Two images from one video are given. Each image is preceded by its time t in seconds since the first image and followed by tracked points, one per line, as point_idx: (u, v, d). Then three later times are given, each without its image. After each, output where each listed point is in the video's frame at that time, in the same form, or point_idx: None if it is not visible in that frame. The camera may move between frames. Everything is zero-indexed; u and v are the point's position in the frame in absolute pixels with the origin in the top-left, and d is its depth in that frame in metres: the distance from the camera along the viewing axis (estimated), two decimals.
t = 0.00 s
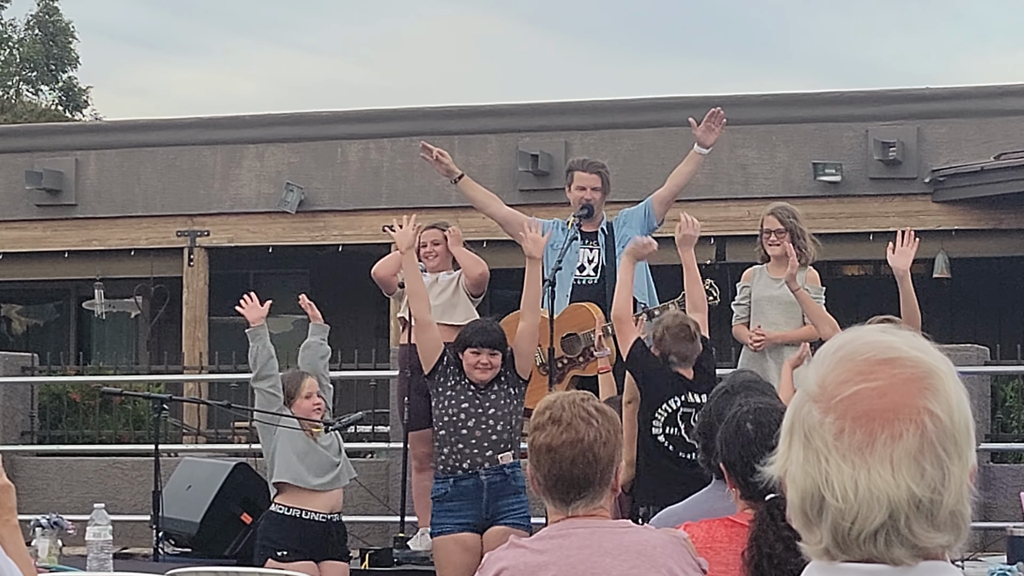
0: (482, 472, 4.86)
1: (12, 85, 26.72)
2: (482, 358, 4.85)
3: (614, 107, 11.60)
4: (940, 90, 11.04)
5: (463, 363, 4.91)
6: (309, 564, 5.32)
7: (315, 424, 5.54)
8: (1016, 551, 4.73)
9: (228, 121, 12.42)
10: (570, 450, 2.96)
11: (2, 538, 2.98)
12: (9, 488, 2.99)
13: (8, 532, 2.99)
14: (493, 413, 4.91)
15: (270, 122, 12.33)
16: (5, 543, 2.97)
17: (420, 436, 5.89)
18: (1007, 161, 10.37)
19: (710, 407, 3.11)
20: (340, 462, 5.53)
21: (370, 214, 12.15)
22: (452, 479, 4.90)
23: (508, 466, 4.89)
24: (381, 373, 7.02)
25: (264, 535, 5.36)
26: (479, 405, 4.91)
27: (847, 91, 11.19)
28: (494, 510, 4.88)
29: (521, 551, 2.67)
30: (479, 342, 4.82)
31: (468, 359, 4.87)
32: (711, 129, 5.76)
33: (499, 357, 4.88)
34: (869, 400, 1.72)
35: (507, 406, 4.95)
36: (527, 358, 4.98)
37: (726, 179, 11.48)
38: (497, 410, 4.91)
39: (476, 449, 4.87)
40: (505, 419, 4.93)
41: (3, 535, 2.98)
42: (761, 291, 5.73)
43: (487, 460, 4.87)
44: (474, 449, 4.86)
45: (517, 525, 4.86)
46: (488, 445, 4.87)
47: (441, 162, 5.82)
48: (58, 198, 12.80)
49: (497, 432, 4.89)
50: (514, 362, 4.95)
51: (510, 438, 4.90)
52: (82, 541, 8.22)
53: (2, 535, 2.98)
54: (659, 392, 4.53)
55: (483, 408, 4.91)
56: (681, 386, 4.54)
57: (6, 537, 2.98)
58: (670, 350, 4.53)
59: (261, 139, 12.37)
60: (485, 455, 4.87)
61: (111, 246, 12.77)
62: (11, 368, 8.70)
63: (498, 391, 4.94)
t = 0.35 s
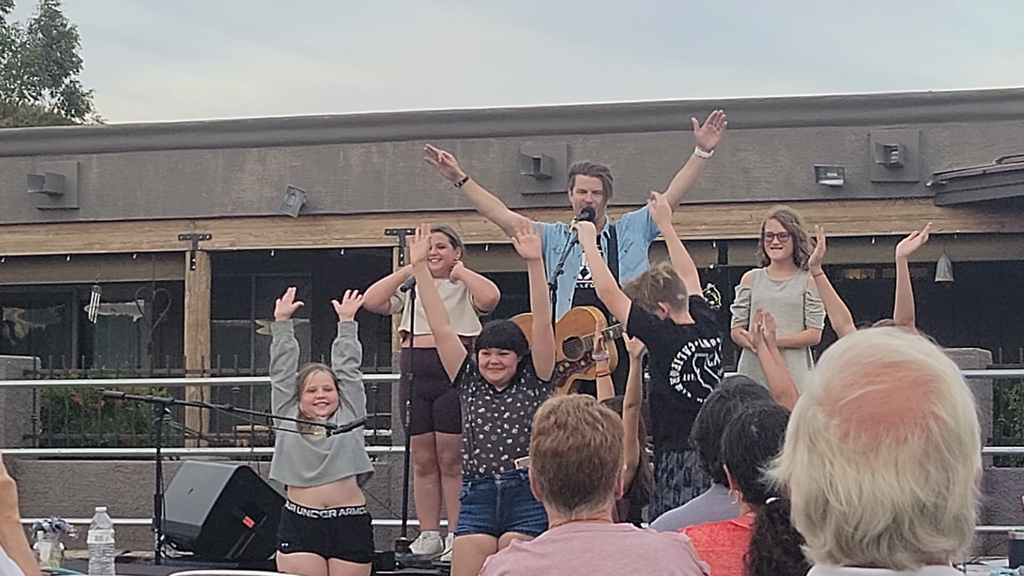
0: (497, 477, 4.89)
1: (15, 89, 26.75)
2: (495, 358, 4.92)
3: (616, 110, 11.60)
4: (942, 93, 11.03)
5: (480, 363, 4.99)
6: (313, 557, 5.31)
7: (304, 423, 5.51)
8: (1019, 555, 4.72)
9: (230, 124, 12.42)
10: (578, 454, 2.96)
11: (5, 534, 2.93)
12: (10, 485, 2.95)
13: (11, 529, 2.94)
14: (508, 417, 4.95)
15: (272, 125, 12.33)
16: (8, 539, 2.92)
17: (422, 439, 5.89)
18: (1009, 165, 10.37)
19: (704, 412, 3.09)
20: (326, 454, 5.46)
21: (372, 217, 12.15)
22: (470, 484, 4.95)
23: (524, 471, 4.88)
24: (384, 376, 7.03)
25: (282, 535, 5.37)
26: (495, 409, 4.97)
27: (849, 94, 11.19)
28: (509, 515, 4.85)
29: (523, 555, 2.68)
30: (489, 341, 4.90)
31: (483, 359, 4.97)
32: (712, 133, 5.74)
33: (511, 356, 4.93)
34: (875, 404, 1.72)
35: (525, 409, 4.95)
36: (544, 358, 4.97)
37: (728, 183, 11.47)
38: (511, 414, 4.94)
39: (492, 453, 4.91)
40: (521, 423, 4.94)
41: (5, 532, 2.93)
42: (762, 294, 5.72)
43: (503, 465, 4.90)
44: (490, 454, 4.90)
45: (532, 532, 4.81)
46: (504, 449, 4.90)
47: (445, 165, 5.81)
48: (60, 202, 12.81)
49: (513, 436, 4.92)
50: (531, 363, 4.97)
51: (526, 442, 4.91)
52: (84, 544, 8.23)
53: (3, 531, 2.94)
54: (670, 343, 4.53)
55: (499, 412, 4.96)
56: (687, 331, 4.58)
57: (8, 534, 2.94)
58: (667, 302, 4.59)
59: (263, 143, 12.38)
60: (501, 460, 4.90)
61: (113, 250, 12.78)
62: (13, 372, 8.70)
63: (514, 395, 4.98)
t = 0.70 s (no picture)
0: (486, 478, 4.89)
1: (18, 94, 26.79)
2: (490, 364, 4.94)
3: (618, 115, 11.61)
4: (945, 99, 11.04)
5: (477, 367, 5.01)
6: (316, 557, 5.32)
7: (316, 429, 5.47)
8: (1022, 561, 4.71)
9: (233, 129, 12.43)
10: (580, 459, 2.96)
11: (8, 532, 2.98)
12: (14, 483, 2.96)
13: (14, 527, 2.98)
14: (501, 420, 4.96)
15: (275, 130, 12.34)
16: (12, 537, 2.96)
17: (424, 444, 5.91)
18: (1012, 170, 10.36)
19: (710, 416, 3.09)
20: (336, 463, 5.46)
21: (375, 222, 12.17)
22: (464, 483, 4.98)
23: (513, 474, 4.86)
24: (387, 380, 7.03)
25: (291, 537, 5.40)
26: (489, 412, 4.99)
27: (852, 100, 11.19)
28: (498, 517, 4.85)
29: (526, 560, 2.68)
30: (483, 347, 4.91)
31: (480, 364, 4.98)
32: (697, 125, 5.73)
33: (505, 362, 4.93)
34: (878, 410, 1.72)
35: (519, 413, 4.96)
36: (542, 364, 5.00)
37: (731, 188, 11.47)
38: (504, 417, 4.95)
39: (484, 454, 4.92)
40: (514, 426, 4.94)
41: (9, 530, 2.97)
42: (764, 300, 5.73)
43: (493, 466, 4.90)
44: (481, 456, 4.92)
45: (520, 534, 4.78)
46: (494, 451, 4.90)
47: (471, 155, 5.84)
48: (63, 207, 12.82)
49: (504, 438, 4.92)
50: (529, 369, 4.99)
51: (517, 445, 4.90)
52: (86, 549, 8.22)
53: (7, 529, 2.97)
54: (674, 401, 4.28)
55: (492, 414, 4.98)
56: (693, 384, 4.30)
57: (11, 533, 2.97)
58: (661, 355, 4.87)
59: (266, 148, 12.39)
60: (491, 462, 4.90)
61: (116, 254, 12.79)
62: (16, 377, 8.70)
63: (509, 398, 4.99)
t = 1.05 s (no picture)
0: (460, 480, 4.98)
1: (21, 96, 26.80)
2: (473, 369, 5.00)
3: (621, 118, 11.62)
4: (948, 101, 11.03)
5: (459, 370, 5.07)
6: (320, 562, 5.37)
7: (326, 433, 5.56)
8: None
9: (236, 131, 12.43)
10: (581, 462, 2.96)
11: (12, 531, 2.97)
12: (18, 481, 3.03)
13: (18, 525, 2.98)
14: (479, 422, 5.04)
15: (278, 133, 12.35)
16: (15, 536, 2.96)
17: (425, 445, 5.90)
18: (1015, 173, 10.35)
19: (714, 417, 3.08)
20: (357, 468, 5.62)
21: (378, 224, 12.18)
22: (435, 487, 5.06)
23: (486, 477, 4.96)
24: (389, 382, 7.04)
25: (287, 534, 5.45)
26: (467, 414, 5.07)
27: (855, 102, 11.20)
28: (473, 519, 4.95)
29: (527, 562, 2.68)
30: (471, 350, 4.98)
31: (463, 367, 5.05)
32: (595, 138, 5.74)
33: (488, 368, 5.01)
34: (884, 412, 1.72)
35: (496, 417, 5.06)
36: (526, 370, 5.05)
37: (733, 190, 11.46)
38: (482, 420, 5.04)
39: (456, 457, 5.01)
40: (490, 430, 5.03)
41: (13, 530, 2.97)
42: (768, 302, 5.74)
43: (466, 469, 4.99)
44: (455, 457, 5.01)
45: (497, 535, 4.88)
46: (469, 453, 4.99)
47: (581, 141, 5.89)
48: (66, 209, 12.83)
49: (479, 441, 5.01)
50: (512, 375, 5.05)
51: (493, 448, 5.00)
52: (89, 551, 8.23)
53: (11, 527, 2.97)
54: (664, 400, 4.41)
55: (471, 416, 5.06)
56: (681, 388, 4.45)
57: (15, 530, 2.97)
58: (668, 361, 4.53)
59: (269, 150, 12.39)
60: (464, 464, 4.99)
61: (119, 257, 12.79)
62: (19, 379, 8.71)
63: (489, 402, 5.08)
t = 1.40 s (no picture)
0: (448, 482, 4.98)
1: (21, 97, 26.81)
2: (457, 369, 5.00)
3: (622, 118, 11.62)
4: (949, 102, 11.03)
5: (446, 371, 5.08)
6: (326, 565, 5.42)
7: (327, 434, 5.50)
8: None
9: (236, 132, 12.44)
10: (580, 463, 2.96)
11: (16, 529, 2.97)
12: (20, 478, 3.02)
13: (21, 524, 2.98)
14: (464, 421, 5.04)
15: (279, 134, 12.35)
16: (17, 534, 2.96)
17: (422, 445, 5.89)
18: (1016, 173, 10.35)
19: (715, 419, 3.07)
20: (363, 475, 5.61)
21: (378, 225, 12.17)
22: (425, 490, 5.07)
23: (474, 476, 4.96)
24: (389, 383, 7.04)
25: (287, 536, 5.48)
26: (452, 413, 5.07)
27: (856, 103, 11.19)
28: (464, 519, 4.95)
29: (527, 563, 2.68)
30: (455, 351, 4.98)
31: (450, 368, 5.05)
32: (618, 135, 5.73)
33: (475, 369, 5.01)
34: (880, 413, 1.72)
35: (482, 415, 5.05)
36: (513, 369, 5.07)
37: (734, 191, 11.45)
38: (467, 419, 5.03)
39: (444, 458, 5.02)
40: (476, 429, 5.03)
41: (16, 528, 2.97)
42: (769, 303, 5.73)
43: (455, 470, 5.00)
44: (441, 459, 5.02)
45: (488, 532, 4.89)
46: (455, 453, 5.00)
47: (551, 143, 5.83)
48: (67, 209, 12.83)
49: (465, 441, 5.01)
50: (498, 374, 5.07)
51: (479, 447, 5.00)
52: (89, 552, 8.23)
53: (13, 526, 2.97)
54: (657, 399, 4.56)
55: (456, 415, 5.06)
56: (677, 389, 4.56)
57: (17, 529, 2.97)
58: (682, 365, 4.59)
59: (269, 151, 12.40)
60: (452, 464, 5.00)
61: (119, 257, 12.79)
62: (19, 380, 8.70)
63: (474, 400, 5.08)
